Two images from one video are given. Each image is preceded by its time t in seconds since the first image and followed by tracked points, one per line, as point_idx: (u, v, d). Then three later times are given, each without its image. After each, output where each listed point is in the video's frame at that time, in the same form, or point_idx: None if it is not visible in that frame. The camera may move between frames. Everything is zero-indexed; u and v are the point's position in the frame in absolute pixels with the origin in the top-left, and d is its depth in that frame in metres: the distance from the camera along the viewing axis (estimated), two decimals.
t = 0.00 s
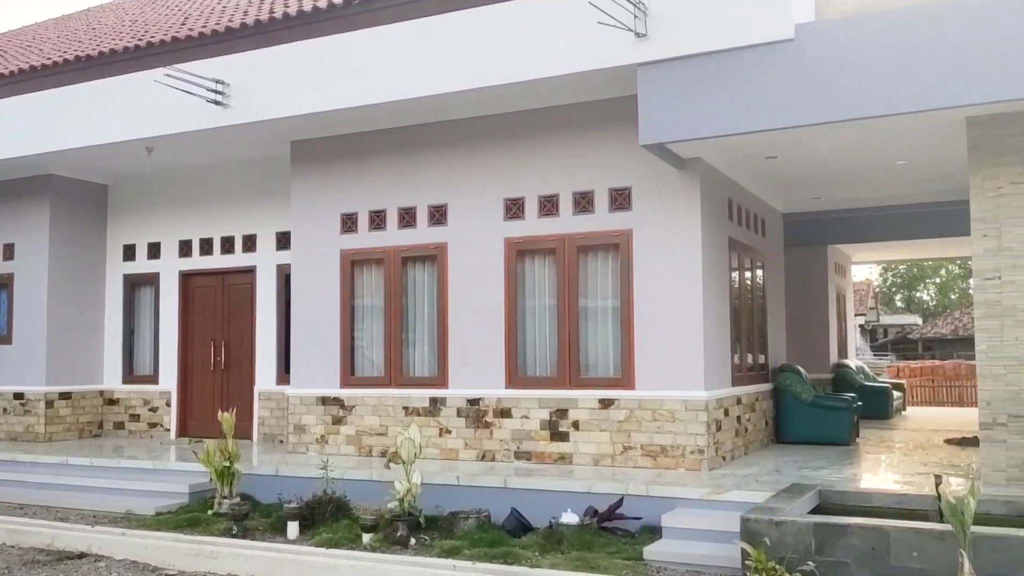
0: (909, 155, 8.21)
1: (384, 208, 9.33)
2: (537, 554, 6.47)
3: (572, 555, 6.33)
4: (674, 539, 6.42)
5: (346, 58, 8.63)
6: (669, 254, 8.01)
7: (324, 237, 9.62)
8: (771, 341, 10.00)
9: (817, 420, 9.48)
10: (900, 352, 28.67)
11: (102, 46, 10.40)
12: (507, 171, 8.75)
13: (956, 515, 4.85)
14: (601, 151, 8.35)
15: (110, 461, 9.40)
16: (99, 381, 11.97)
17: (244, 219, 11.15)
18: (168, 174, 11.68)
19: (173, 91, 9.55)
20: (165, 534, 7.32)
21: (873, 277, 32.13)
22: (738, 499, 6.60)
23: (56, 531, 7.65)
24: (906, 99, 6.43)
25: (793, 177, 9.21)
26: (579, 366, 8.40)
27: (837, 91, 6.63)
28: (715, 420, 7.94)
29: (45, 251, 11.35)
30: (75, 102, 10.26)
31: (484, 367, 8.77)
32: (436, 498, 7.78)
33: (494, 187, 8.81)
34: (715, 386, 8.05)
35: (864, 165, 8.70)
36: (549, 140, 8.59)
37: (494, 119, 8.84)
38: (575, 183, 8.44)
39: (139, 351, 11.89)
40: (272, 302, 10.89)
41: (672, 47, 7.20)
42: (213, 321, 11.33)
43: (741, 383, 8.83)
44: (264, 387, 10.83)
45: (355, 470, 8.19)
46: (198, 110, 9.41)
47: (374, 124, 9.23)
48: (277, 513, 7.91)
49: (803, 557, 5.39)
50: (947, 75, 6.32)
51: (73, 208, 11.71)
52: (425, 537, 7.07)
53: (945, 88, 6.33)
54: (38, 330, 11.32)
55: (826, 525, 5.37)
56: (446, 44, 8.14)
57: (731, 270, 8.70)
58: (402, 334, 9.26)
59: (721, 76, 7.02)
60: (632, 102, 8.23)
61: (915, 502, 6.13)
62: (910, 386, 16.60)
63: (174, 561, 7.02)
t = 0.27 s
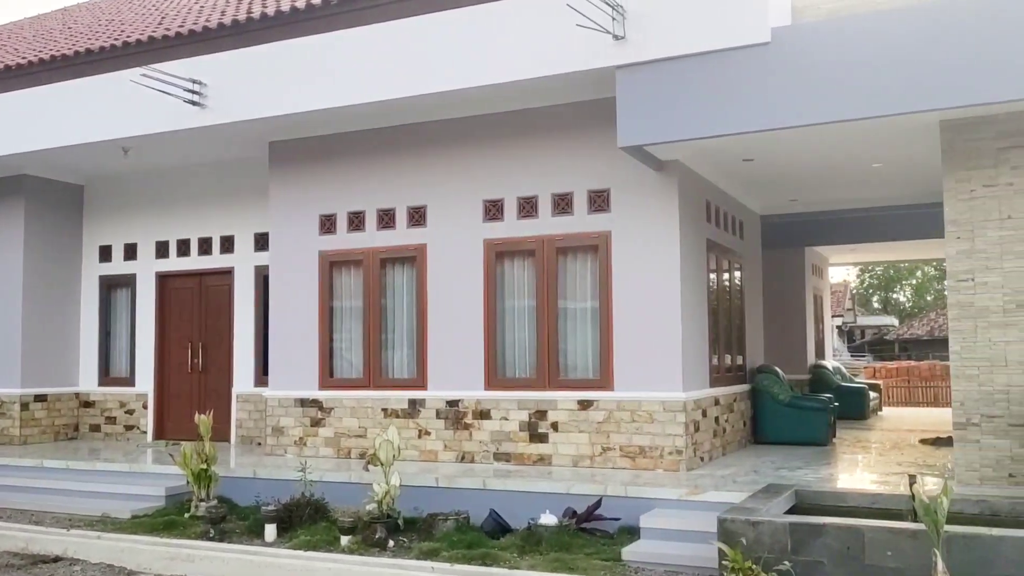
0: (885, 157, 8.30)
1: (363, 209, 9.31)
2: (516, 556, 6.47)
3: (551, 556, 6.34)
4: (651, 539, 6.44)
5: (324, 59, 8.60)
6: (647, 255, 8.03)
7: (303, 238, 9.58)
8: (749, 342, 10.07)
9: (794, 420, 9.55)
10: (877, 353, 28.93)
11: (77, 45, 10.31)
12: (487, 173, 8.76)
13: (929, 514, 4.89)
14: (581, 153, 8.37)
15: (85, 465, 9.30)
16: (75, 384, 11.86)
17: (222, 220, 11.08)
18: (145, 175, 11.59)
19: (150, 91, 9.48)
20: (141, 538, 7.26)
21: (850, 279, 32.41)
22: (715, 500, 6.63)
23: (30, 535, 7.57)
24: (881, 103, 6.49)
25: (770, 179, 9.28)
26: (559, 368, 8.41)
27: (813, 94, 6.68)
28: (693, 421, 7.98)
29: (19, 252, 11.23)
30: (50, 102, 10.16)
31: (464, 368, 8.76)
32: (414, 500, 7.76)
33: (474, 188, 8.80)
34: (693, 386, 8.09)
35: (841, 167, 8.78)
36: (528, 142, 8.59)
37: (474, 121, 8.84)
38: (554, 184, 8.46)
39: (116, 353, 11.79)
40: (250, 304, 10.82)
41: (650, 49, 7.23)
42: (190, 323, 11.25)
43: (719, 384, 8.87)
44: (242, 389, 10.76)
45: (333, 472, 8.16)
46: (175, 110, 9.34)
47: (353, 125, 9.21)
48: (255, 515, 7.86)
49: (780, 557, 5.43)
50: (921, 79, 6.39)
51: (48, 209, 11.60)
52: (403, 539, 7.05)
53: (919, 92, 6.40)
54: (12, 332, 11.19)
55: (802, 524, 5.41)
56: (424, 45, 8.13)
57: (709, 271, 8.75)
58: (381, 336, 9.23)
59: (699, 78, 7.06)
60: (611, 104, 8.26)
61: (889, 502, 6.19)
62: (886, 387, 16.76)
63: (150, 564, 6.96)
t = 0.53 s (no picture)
0: (861, 160, 8.37)
1: (342, 210, 9.28)
2: (494, 557, 6.46)
3: (530, 557, 6.34)
4: (630, 540, 6.46)
5: (303, 59, 8.56)
6: (626, 257, 8.06)
7: (282, 239, 9.53)
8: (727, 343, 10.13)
9: (772, 421, 9.61)
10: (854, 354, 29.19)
11: (53, 44, 10.21)
12: (466, 174, 8.75)
13: (904, 514, 4.94)
14: (560, 155, 8.38)
15: (60, 467, 9.21)
16: (51, 385, 11.74)
17: (199, 221, 11.00)
18: (122, 175, 11.49)
19: (127, 91, 9.40)
20: (117, 541, 7.19)
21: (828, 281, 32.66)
22: (693, 500, 6.66)
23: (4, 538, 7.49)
24: (857, 106, 6.55)
25: (748, 181, 9.34)
26: (538, 369, 8.42)
27: (790, 97, 6.73)
28: (671, 422, 8.01)
29: None
30: (25, 101, 10.06)
31: (443, 370, 8.75)
32: (393, 502, 7.74)
33: (453, 190, 8.80)
34: (671, 387, 8.12)
35: (817, 170, 8.85)
36: (508, 143, 8.60)
37: (454, 122, 8.84)
38: (534, 186, 8.47)
39: (92, 355, 11.68)
40: (228, 305, 10.76)
41: (629, 52, 7.26)
42: (167, 324, 11.17)
43: (698, 386, 8.92)
44: (220, 391, 10.69)
45: (311, 474, 8.12)
46: (153, 110, 9.27)
47: (332, 126, 9.18)
48: (232, 518, 7.81)
49: (756, 557, 5.46)
50: (897, 83, 6.45)
51: (24, 209, 11.48)
52: (382, 541, 7.02)
53: (895, 95, 6.46)
54: None
55: (779, 524, 5.44)
56: (404, 47, 8.11)
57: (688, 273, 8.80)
58: (361, 337, 9.21)
59: (678, 81, 7.09)
60: (590, 106, 8.28)
61: (865, 501, 6.24)
62: (863, 388, 16.91)
63: (126, 567, 6.90)
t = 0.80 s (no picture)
0: (837, 162, 8.43)
1: (320, 210, 9.23)
2: (472, 558, 6.45)
3: (507, 558, 6.33)
4: (607, 540, 6.47)
5: (281, 58, 8.51)
6: (604, 258, 8.08)
7: (259, 239, 9.48)
8: (705, 344, 10.18)
9: (748, 421, 9.66)
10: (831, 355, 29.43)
11: (27, 41, 10.10)
12: (445, 174, 8.74)
13: (877, 514, 4.97)
14: (539, 156, 8.39)
15: (34, 469, 9.11)
16: (25, 386, 11.61)
17: (176, 220, 10.92)
18: (97, 174, 11.38)
19: (102, 89, 9.31)
20: (91, 543, 7.13)
21: (806, 282, 32.91)
22: (670, 500, 6.69)
23: None
24: (834, 108, 6.60)
25: (726, 182, 9.39)
26: (516, 369, 8.42)
27: (767, 99, 6.77)
28: (649, 423, 8.04)
29: None
30: None
31: (421, 370, 8.73)
32: (370, 503, 7.71)
33: (432, 190, 8.78)
34: (649, 388, 8.15)
35: (794, 172, 8.90)
36: (487, 144, 8.59)
37: (432, 122, 8.82)
38: (513, 187, 8.47)
39: (67, 355, 11.56)
40: (205, 305, 10.68)
41: (608, 53, 7.27)
42: (143, 324, 11.07)
43: (675, 386, 8.95)
44: (196, 392, 10.62)
45: (288, 475, 8.07)
46: (129, 109, 9.19)
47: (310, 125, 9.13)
48: (208, 519, 7.75)
49: (732, 556, 5.50)
50: (873, 86, 6.50)
51: None
52: (359, 543, 6.99)
53: (870, 98, 6.51)
54: None
55: (754, 524, 5.47)
56: (383, 46, 8.09)
57: (666, 274, 8.83)
58: (338, 337, 9.17)
59: (656, 82, 7.11)
60: (569, 107, 8.29)
61: (840, 501, 6.29)
62: (839, 388, 17.05)
63: (100, 570, 6.84)
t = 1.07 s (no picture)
0: (813, 164, 8.49)
1: (297, 209, 9.19)
2: (449, 558, 6.44)
3: (484, 558, 6.33)
4: (584, 540, 6.48)
5: (259, 56, 8.46)
6: (583, 258, 8.09)
7: (236, 238, 9.41)
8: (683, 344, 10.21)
9: (725, 421, 9.71)
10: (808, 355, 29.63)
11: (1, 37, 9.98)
12: (424, 174, 8.72)
13: (851, 513, 5.01)
14: (517, 155, 8.39)
15: (6, 470, 9.00)
16: None
17: (152, 219, 10.82)
18: (72, 173, 11.27)
19: (77, 86, 9.22)
20: (64, 544, 7.05)
21: (784, 283, 33.11)
22: (647, 500, 6.70)
23: None
24: (810, 110, 6.64)
25: (704, 183, 9.43)
26: (494, 370, 8.41)
27: (744, 101, 6.81)
28: (627, 423, 8.05)
29: None
30: None
31: (399, 370, 8.70)
32: (348, 503, 7.68)
33: (410, 189, 8.76)
34: (627, 388, 8.16)
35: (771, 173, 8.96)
36: (466, 144, 8.58)
37: (411, 121, 8.80)
38: (491, 187, 8.46)
39: (41, 355, 11.43)
40: (181, 304, 10.59)
41: (586, 54, 7.29)
42: (118, 324, 10.96)
43: (653, 386, 8.98)
44: (172, 392, 10.53)
45: (264, 476, 8.02)
46: (104, 106, 9.10)
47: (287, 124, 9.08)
48: (183, 520, 7.69)
49: (708, 556, 5.52)
50: (848, 89, 6.55)
51: None
52: (336, 543, 6.96)
53: (846, 100, 6.56)
54: None
55: (730, 524, 5.50)
56: (361, 45, 8.06)
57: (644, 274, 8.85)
58: (316, 337, 9.12)
59: (634, 83, 7.13)
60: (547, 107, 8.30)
61: (816, 501, 6.33)
62: (816, 388, 17.16)
63: (73, 572, 6.77)
